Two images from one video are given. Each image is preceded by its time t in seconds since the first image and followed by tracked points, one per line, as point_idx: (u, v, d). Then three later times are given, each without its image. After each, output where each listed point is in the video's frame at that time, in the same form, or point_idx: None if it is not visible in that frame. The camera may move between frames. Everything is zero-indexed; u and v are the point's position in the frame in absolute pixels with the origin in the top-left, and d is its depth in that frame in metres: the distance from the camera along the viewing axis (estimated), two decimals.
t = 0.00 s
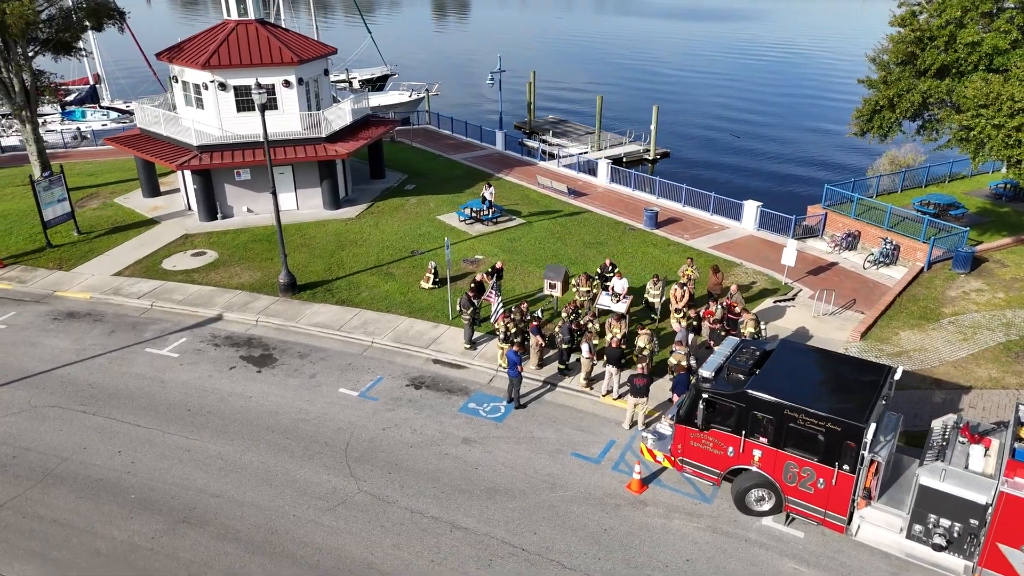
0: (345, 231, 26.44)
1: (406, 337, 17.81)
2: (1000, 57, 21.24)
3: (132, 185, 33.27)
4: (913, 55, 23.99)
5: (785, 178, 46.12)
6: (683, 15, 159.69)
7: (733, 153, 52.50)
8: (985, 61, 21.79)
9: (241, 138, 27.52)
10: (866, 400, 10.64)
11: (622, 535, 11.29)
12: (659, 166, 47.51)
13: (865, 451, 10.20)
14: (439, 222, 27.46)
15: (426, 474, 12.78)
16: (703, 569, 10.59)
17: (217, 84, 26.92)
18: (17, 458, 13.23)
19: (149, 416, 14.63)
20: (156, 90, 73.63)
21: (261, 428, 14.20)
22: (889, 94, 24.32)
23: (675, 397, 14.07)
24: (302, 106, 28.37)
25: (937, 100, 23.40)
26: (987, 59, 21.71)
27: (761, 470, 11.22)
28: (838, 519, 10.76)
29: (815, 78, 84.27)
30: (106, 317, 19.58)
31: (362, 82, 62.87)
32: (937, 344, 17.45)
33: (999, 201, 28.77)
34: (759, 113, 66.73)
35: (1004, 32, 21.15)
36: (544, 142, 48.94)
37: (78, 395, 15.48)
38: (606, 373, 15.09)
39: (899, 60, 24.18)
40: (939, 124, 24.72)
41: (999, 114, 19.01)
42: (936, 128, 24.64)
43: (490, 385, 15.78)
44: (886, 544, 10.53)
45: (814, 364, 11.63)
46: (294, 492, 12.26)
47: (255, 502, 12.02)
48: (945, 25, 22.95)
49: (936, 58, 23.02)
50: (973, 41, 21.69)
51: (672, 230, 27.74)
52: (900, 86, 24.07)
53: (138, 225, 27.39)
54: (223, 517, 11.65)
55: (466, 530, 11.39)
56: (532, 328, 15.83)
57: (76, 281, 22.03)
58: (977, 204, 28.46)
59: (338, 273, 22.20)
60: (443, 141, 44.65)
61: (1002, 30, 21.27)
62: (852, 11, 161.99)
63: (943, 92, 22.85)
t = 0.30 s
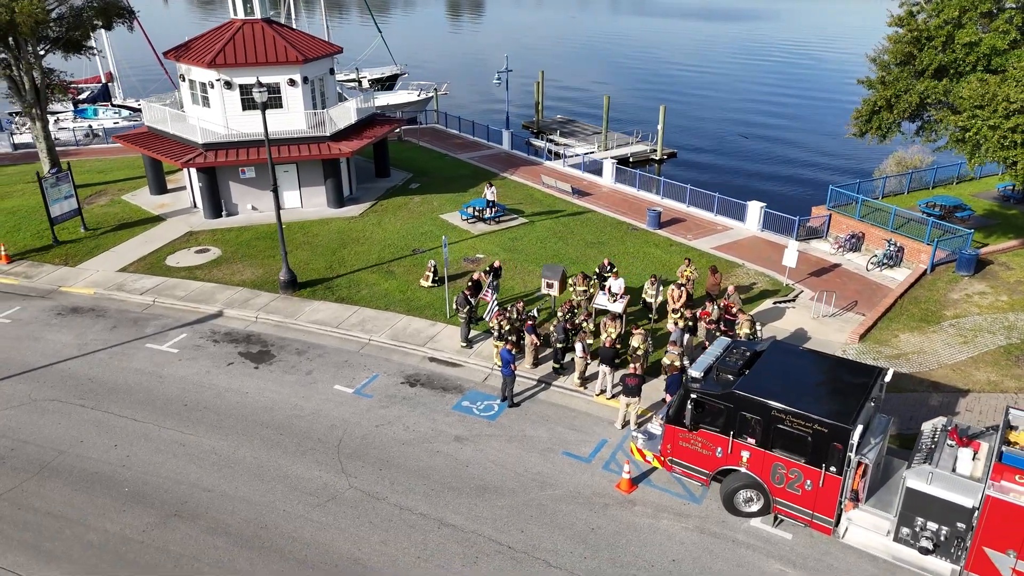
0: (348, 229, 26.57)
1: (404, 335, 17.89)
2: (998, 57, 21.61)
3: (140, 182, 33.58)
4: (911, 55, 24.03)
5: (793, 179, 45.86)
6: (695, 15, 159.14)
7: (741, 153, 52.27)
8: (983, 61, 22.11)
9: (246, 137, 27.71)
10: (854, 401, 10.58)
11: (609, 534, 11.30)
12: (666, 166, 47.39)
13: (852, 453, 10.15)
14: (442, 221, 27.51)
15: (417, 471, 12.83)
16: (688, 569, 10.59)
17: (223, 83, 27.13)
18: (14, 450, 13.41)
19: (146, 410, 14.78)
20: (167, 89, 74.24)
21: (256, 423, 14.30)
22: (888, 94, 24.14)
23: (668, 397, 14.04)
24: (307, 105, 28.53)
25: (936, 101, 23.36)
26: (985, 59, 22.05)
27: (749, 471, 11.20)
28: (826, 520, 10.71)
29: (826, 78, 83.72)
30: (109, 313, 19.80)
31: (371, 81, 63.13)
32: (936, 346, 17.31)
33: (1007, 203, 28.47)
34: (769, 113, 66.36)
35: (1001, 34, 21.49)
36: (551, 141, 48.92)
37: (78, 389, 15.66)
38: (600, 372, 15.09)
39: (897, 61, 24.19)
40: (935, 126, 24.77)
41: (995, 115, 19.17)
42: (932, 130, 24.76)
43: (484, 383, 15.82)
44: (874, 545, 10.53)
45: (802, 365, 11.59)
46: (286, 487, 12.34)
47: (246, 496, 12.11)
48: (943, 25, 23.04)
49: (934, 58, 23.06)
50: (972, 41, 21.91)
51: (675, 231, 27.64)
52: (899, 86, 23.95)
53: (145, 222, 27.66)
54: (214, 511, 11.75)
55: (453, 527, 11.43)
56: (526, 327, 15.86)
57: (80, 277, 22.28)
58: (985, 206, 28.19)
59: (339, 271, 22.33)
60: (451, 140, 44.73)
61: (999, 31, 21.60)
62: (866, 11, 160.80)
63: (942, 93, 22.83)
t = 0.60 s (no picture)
0: (352, 227, 26.70)
1: (401, 333, 17.96)
2: (999, 55, 21.55)
3: (148, 180, 33.91)
4: (910, 55, 24.13)
5: (801, 180, 45.57)
6: (707, 15, 158.45)
7: (750, 153, 52.00)
8: (983, 60, 22.11)
9: (251, 135, 27.92)
10: (842, 403, 10.54)
11: (596, 533, 11.31)
12: (673, 166, 47.25)
13: (839, 455, 10.11)
14: (444, 220, 27.59)
15: (407, 468, 12.90)
16: (674, 569, 10.59)
17: (228, 82, 27.34)
18: (13, 443, 13.61)
19: (143, 405, 14.95)
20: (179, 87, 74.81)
21: (251, 419, 14.43)
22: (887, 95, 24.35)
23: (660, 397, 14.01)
24: (312, 103, 28.70)
25: (936, 100, 23.46)
26: (985, 58, 22.08)
27: (737, 472, 11.18)
28: (813, 522, 10.66)
29: (838, 79, 83.09)
30: (112, 308, 20.02)
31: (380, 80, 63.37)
32: (936, 349, 17.17)
33: (1016, 206, 28.13)
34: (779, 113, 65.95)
35: (1000, 32, 21.45)
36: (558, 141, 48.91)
37: (78, 383, 15.86)
38: (593, 372, 15.10)
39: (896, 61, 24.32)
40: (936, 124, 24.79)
41: (990, 115, 19.19)
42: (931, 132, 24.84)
43: (479, 381, 15.87)
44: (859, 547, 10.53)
45: (792, 366, 11.55)
46: (277, 482, 12.44)
47: (238, 491, 12.22)
48: (940, 25, 23.07)
49: (933, 58, 23.13)
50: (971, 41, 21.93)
51: (678, 231, 27.55)
52: (898, 87, 24.10)
53: (151, 219, 27.94)
54: (205, 505, 11.87)
55: (441, 524, 11.49)
56: (521, 326, 15.91)
57: (85, 273, 22.54)
58: (992, 208, 27.89)
59: (340, 269, 22.46)
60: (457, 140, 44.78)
61: (999, 30, 21.56)
62: (880, 12, 159.40)
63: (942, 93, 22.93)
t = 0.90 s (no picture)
0: (355, 225, 26.85)
1: (398, 331, 18.06)
2: (994, 58, 23.43)
3: (156, 177, 34.22)
4: (907, 56, 26.12)
5: (809, 180, 45.28)
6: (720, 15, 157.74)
7: (759, 154, 51.72)
8: (979, 62, 24.00)
9: (257, 133, 28.13)
10: (830, 404, 10.50)
11: (583, 531, 11.33)
12: (680, 166, 47.11)
13: (825, 456, 10.08)
14: (447, 219, 27.68)
15: (398, 465, 12.97)
16: (659, 568, 10.59)
17: (235, 80, 27.56)
18: (12, 435, 13.81)
19: (141, 399, 15.12)
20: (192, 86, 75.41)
21: (246, 414, 14.56)
22: (887, 94, 26.06)
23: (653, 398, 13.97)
24: (318, 102, 28.87)
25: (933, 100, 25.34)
26: (980, 61, 23.95)
27: (724, 472, 11.16)
28: (799, 523, 10.62)
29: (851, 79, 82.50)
30: (115, 304, 20.26)
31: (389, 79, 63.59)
32: (935, 351, 17.05)
33: None
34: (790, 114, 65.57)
35: (996, 35, 23.32)
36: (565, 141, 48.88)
37: (78, 377, 16.07)
38: (587, 371, 15.11)
39: (895, 61, 26.26)
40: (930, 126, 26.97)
41: (986, 116, 20.45)
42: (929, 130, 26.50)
43: (474, 379, 15.94)
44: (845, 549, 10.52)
45: (782, 367, 11.52)
46: (269, 477, 12.56)
47: (230, 485, 12.35)
48: (938, 25, 25.02)
49: (931, 59, 25.00)
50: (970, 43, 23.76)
51: (681, 231, 27.46)
52: (897, 87, 25.88)
53: (158, 216, 28.22)
54: (197, 499, 12.00)
55: (429, 521, 11.55)
56: (516, 326, 15.96)
57: (91, 269, 22.81)
58: (1000, 210, 27.61)
59: (341, 266, 22.61)
60: (465, 139, 44.82)
61: (995, 34, 23.42)
62: (895, 11, 157.93)
63: (939, 91, 24.77)
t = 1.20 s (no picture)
0: (359, 223, 27.00)
1: (396, 329, 18.15)
2: (991, 58, 23.32)
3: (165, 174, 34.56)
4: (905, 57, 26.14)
5: (818, 182, 44.97)
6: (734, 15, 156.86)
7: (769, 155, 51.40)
8: (976, 63, 23.93)
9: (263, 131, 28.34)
10: (817, 405, 10.46)
11: (570, 529, 11.36)
12: (688, 167, 46.93)
13: (811, 457, 10.06)
14: (451, 218, 27.76)
15: (390, 461, 13.06)
16: (644, 568, 10.59)
17: (241, 78, 27.79)
18: (12, 427, 14.04)
19: (140, 394, 15.31)
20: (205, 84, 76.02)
21: (242, 409, 14.71)
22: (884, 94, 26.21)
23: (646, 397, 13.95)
24: (324, 101, 29.01)
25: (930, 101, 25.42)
26: (977, 61, 23.88)
27: (712, 472, 11.15)
28: (786, 525, 10.60)
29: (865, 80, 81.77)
30: (119, 299, 20.51)
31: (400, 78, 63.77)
32: (935, 354, 16.91)
33: None
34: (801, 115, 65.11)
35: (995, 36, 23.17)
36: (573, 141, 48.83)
37: (80, 371, 16.29)
38: (581, 371, 15.13)
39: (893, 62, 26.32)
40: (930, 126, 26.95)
41: (981, 117, 20.65)
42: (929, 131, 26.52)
43: (469, 377, 16.00)
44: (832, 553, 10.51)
45: (772, 369, 11.48)
46: (262, 472, 12.69)
47: (223, 479, 12.48)
48: (936, 25, 25.01)
49: (928, 59, 25.02)
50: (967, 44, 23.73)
51: (685, 232, 27.37)
52: (895, 87, 25.99)
53: (165, 213, 28.52)
54: (190, 492, 12.15)
55: (417, 517, 11.63)
56: (512, 325, 16.02)
57: (97, 265, 23.10)
58: (1008, 213, 27.32)
59: (343, 264, 22.74)
60: (472, 138, 44.86)
61: (993, 34, 23.30)
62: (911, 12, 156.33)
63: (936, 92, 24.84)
